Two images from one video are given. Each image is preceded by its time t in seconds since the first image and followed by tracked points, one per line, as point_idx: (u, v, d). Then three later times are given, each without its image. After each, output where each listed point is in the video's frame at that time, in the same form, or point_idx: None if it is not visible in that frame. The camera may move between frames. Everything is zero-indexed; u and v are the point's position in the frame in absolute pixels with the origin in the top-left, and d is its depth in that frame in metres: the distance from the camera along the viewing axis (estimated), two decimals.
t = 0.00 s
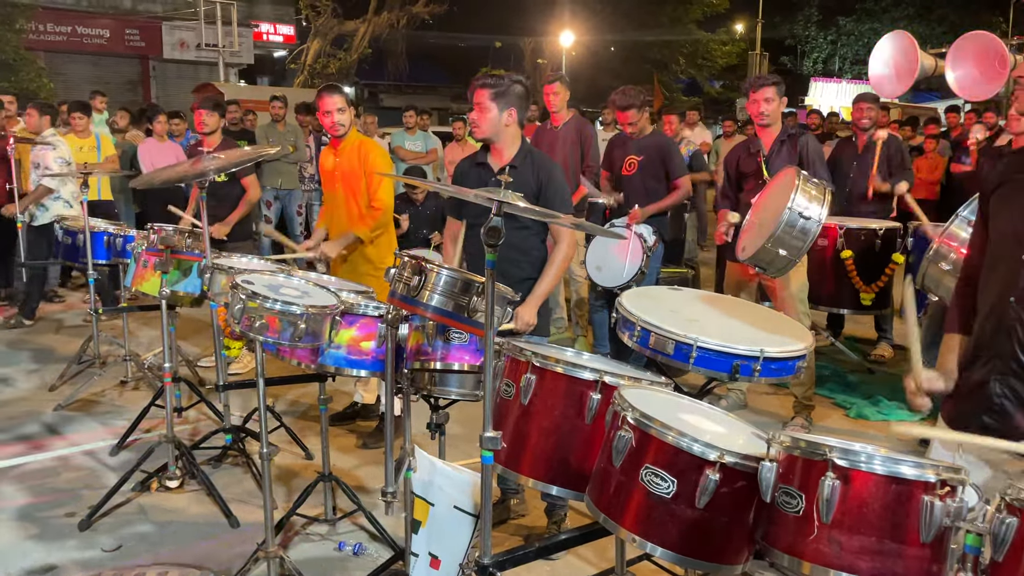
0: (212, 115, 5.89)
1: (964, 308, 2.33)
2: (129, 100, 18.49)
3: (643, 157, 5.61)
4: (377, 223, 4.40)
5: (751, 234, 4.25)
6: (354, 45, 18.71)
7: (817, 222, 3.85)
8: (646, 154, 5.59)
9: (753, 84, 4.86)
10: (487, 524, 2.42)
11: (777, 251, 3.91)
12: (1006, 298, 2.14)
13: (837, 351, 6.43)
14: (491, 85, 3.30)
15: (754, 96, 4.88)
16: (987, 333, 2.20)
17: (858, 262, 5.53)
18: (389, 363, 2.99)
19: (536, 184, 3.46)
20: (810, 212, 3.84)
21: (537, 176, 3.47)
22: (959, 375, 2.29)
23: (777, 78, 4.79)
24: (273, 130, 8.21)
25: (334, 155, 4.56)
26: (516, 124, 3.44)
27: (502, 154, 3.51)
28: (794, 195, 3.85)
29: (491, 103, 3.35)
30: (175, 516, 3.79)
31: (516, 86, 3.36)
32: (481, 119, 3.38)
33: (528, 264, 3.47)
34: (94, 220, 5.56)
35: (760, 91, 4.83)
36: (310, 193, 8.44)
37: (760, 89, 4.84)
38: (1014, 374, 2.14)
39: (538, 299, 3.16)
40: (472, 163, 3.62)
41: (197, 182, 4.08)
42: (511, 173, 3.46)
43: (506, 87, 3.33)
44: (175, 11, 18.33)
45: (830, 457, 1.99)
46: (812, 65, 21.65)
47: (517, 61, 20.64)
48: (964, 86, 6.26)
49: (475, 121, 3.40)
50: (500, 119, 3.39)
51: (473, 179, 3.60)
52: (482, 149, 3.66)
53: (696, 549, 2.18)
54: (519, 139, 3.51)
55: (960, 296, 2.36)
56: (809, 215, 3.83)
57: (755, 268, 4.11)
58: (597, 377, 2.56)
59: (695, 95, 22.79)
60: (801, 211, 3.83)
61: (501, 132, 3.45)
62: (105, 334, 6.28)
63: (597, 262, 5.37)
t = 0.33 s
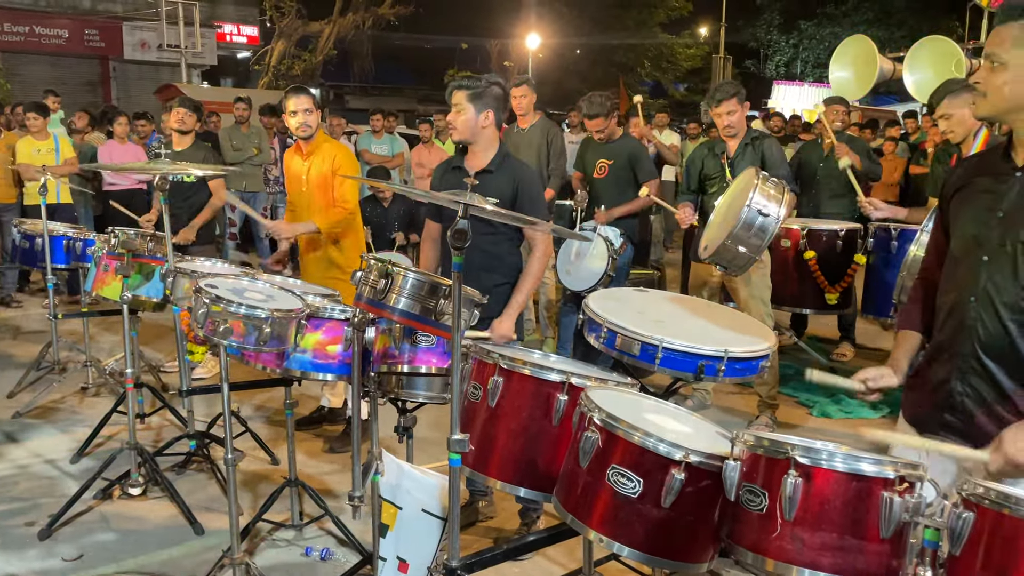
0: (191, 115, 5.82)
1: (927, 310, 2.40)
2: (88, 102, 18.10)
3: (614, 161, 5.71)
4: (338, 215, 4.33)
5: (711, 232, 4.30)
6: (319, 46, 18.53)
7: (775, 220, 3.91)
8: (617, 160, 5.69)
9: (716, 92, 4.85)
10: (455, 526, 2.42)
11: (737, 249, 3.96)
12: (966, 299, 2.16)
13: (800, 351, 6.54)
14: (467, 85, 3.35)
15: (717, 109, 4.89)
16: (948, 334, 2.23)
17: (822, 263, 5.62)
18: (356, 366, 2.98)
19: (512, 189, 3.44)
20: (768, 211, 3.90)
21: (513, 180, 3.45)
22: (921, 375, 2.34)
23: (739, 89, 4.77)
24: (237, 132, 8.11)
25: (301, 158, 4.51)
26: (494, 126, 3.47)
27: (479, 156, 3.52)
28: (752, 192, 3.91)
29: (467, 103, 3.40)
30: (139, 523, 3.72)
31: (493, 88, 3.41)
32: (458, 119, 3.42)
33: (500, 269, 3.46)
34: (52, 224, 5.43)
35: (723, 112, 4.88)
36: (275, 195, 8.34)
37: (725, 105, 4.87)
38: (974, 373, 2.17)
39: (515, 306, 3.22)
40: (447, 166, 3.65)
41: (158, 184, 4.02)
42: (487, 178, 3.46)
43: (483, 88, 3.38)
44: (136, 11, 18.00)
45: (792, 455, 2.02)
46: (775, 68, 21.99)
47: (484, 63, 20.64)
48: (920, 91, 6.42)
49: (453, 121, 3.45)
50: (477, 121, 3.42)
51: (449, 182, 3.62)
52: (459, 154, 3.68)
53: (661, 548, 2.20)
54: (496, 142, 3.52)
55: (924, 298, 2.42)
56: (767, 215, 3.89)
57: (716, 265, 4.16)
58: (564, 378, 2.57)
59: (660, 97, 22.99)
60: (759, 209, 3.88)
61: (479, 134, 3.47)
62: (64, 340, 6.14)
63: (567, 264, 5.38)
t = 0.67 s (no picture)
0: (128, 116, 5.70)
1: (859, 310, 2.48)
2: (14, 103, 17.41)
3: (556, 166, 5.77)
4: (274, 224, 4.26)
5: (659, 253, 4.40)
6: (259, 47, 18.18)
7: (719, 237, 3.99)
8: (558, 164, 5.75)
9: (629, 125, 5.04)
10: (397, 530, 2.42)
11: (684, 272, 4.07)
12: (893, 296, 2.23)
13: (740, 350, 6.69)
14: (443, 85, 3.34)
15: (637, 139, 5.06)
16: (877, 331, 2.30)
17: (759, 264, 5.76)
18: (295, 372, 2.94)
19: (474, 193, 3.45)
20: (710, 229, 3.97)
21: (476, 185, 3.45)
22: (853, 373, 2.41)
23: (654, 112, 4.99)
24: (172, 134, 7.92)
25: (241, 161, 4.41)
26: (461, 129, 3.49)
27: (445, 157, 3.51)
28: (693, 214, 3.98)
29: (441, 102, 3.39)
30: (71, 537, 3.59)
31: (467, 91, 3.42)
32: (430, 117, 3.40)
33: (457, 273, 3.45)
34: None
35: (644, 142, 5.03)
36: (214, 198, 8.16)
37: (645, 133, 5.05)
38: (902, 368, 2.23)
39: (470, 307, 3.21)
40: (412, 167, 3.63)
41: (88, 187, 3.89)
42: (450, 180, 3.45)
43: (458, 90, 3.39)
44: (65, 10, 17.39)
45: (726, 452, 2.07)
46: (714, 73, 22.45)
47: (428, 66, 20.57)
48: (853, 95, 6.62)
49: (423, 119, 3.42)
50: (448, 120, 3.42)
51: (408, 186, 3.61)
52: (424, 155, 3.67)
53: (602, 546, 2.22)
54: (463, 144, 3.53)
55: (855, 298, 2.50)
56: (710, 233, 3.96)
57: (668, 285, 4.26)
58: (507, 380, 2.58)
59: (603, 101, 23.25)
60: (702, 231, 3.95)
61: (447, 134, 3.46)
62: None
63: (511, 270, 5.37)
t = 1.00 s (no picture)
0: (45, 113, 5.54)
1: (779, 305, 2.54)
2: None
3: (489, 166, 5.79)
4: (211, 228, 4.23)
5: (594, 247, 4.41)
6: (190, 44, 17.69)
7: (652, 232, 4.03)
8: (491, 164, 5.77)
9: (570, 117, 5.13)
10: (323, 532, 2.41)
11: (617, 264, 4.11)
12: (812, 292, 2.28)
13: (674, 347, 6.81)
14: (401, 82, 3.33)
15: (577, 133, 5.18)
16: (796, 325, 2.35)
17: (691, 262, 5.88)
18: (220, 373, 2.90)
19: (420, 193, 3.39)
20: (642, 223, 4.02)
21: (423, 184, 3.39)
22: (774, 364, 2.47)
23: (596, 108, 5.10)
24: (96, 133, 7.69)
25: (167, 158, 4.31)
26: (417, 128, 3.48)
27: (395, 156, 3.47)
28: (626, 206, 4.05)
29: (398, 99, 3.36)
30: None
31: (422, 90, 3.42)
32: (387, 114, 3.37)
33: (402, 271, 3.38)
34: None
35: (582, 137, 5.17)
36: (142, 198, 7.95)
37: (584, 128, 5.16)
38: (821, 362, 2.29)
39: (416, 309, 3.14)
40: (361, 166, 3.57)
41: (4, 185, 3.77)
42: (399, 179, 3.40)
43: (415, 89, 3.38)
44: None
45: (648, 443, 2.10)
46: (650, 75, 22.84)
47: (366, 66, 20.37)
48: (781, 97, 6.80)
49: (378, 117, 3.39)
50: (404, 119, 3.39)
51: (359, 185, 3.55)
52: (373, 155, 3.61)
53: (530, 540, 2.24)
54: (416, 145, 3.50)
55: (775, 292, 2.56)
56: (642, 226, 4.01)
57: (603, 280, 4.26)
58: (436, 377, 2.57)
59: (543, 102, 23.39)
60: (634, 223, 4.00)
61: (404, 133, 3.44)
62: None
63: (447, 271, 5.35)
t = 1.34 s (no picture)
0: None
1: (711, 304, 2.61)
2: None
3: (425, 165, 5.81)
4: (142, 231, 4.13)
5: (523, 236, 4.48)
6: (120, 40, 17.14)
7: (579, 227, 4.15)
8: (427, 163, 5.78)
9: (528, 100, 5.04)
10: (255, 535, 2.38)
11: (543, 253, 4.19)
12: (739, 289, 2.35)
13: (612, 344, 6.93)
14: (343, 83, 3.34)
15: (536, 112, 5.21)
16: (723, 321, 2.42)
17: (628, 261, 5.98)
18: (148, 377, 2.85)
19: (360, 192, 3.37)
20: (572, 218, 4.13)
21: (363, 184, 3.38)
22: (703, 360, 2.54)
23: (552, 92, 5.02)
24: (20, 131, 7.42)
25: (94, 160, 4.21)
26: (357, 129, 3.51)
27: (332, 156, 3.45)
28: (557, 199, 4.13)
29: (342, 100, 3.36)
30: None
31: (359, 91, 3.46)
32: (330, 114, 3.35)
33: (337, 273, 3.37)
34: None
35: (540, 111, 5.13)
36: (69, 198, 7.70)
37: (542, 104, 5.10)
38: (748, 357, 2.36)
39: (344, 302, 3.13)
40: (297, 168, 3.52)
41: None
42: (339, 179, 3.37)
43: (354, 90, 3.41)
44: None
45: (577, 438, 2.15)
46: (590, 76, 23.06)
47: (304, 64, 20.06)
48: (715, 99, 6.94)
49: (322, 117, 3.36)
50: (346, 120, 3.40)
51: (294, 185, 3.51)
52: (308, 155, 3.58)
53: (466, 536, 2.26)
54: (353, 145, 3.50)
55: (706, 290, 2.63)
56: (571, 221, 4.12)
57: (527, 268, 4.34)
58: (370, 378, 2.58)
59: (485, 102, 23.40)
60: (563, 217, 4.11)
61: (346, 133, 3.44)
62: None
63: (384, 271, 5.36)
